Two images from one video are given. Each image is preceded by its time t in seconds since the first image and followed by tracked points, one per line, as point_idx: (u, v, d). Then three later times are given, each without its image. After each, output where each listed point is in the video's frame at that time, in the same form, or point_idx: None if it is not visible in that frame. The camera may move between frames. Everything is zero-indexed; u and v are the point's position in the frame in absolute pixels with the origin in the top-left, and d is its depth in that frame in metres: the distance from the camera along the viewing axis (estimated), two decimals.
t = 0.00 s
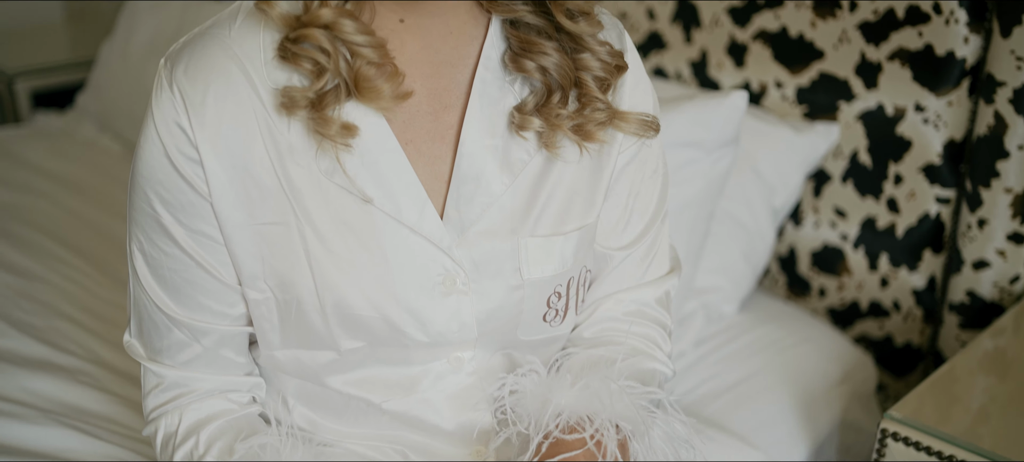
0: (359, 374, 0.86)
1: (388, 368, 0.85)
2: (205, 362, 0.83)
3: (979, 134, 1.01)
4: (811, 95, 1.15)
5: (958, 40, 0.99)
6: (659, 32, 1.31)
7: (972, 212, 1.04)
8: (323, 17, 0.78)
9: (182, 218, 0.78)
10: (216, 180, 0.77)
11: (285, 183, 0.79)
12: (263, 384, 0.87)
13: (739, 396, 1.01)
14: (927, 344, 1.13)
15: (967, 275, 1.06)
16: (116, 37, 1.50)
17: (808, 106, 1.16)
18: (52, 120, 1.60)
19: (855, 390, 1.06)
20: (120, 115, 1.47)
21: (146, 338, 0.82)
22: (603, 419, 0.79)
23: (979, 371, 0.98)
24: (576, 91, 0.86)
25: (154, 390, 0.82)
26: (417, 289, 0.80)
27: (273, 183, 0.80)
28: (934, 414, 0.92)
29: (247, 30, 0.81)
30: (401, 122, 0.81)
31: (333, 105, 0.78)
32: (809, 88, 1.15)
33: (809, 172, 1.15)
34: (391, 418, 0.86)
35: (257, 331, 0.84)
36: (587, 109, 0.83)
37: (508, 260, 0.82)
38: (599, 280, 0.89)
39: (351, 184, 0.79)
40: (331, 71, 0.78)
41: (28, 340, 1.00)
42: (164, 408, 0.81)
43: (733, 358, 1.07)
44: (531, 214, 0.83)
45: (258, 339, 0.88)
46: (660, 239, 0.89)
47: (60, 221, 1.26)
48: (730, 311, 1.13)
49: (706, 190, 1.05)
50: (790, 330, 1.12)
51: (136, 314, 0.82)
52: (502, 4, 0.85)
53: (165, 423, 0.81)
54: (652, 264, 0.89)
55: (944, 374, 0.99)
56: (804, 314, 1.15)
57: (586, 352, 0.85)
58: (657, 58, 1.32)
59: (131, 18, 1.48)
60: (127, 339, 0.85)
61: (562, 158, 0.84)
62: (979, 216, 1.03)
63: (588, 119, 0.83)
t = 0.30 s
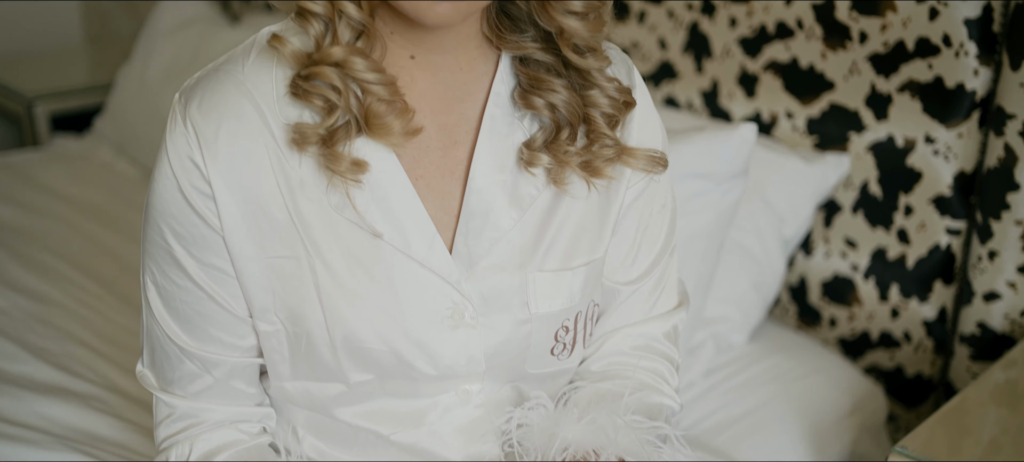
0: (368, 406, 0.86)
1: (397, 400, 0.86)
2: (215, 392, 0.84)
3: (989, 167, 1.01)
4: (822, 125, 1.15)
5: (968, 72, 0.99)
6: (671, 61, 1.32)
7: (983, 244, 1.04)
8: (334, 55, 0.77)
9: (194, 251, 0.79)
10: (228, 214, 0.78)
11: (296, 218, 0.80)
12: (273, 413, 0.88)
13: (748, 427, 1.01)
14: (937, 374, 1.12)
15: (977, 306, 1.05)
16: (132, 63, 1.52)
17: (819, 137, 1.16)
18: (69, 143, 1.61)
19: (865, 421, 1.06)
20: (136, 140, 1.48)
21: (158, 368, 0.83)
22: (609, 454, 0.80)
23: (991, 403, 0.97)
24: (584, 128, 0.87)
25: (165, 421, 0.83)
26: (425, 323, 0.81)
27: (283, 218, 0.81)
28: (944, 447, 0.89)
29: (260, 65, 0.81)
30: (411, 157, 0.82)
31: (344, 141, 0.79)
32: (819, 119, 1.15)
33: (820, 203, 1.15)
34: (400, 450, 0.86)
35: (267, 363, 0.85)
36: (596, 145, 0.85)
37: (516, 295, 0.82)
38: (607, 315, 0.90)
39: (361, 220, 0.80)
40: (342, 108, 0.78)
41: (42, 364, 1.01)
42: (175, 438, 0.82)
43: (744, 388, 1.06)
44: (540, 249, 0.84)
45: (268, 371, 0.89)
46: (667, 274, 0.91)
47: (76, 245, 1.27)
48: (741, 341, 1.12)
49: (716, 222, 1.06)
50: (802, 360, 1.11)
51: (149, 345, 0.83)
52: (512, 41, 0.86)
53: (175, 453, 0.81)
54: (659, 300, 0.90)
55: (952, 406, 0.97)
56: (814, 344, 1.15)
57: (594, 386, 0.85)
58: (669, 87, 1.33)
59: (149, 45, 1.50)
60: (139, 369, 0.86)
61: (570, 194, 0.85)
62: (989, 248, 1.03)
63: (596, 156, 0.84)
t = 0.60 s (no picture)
0: (382, 437, 0.87)
1: (410, 432, 0.86)
2: (231, 422, 0.85)
3: (1003, 199, 1.00)
4: (836, 156, 1.15)
5: (982, 104, 0.99)
6: (686, 90, 1.33)
7: (998, 275, 1.02)
8: (351, 90, 0.78)
9: (212, 283, 0.80)
10: (245, 248, 0.79)
11: (313, 251, 0.81)
12: (288, 443, 0.88)
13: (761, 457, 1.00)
14: (953, 406, 1.11)
15: (993, 339, 1.04)
16: (152, 88, 1.54)
17: (833, 167, 1.16)
18: (90, 166, 1.64)
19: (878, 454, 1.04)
20: (155, 164, 1.50)
21: (175, 398, 0.84)
22: None
23: (1006, 435, 0.96)
24: (598, 163, 0.87)
25: (181, 450, 0.83)
26: (439, 356, 0.81)
27: (300, 251, 0.81)
28: None
29: (278, 101, 0.82)
30: (426, 192, 0.83)
31: (361, 176, 0.79)
32: (833, 149, 1.16)
33: (834, 233, 1.15)
34: None
35: (283, 394, 0.86)
36: (610, 181, 0.85)
37: (529, 329, 0.83)
38: (620, 348, 0.90)
39: (376, 253, 0.80)
40: (359, 143, 0.79)
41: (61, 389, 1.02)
42: None
43: (757, 419, 1.06)
44: (554, 283, 0.84)
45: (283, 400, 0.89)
46: (681, 308, 0.91)
47: (95, 269, 1.29)
48: (754, 371, 1.13)
49: (729, 254, 1.06)
50: (815, 391, 1.11)
51: (166, 375, 0.84)
52: (527, 77, 0.87)
53: None
54: (671, 334, 0.90)
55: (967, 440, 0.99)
56: (828, 375, 1.14)
57: (606, 418, 0.87)
58: (684, 116, 1.34)
59: (169, 71, 1.52)
60: (156, 398, 0.86)
61: (584, 229, 0.85)
62: (1005, 279, 1.01)
63: (609, 191, 0.85)
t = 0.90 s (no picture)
0: None
1: None
2: (247, 453, 0.86)
3: (1017, 230, 0.99)
4: (849, 187, 1.15)
5: (996, 136, 0.99)
6: (700, 120, 1.32)
7: (1012, 308, 1.01)
8: (368, 126, 0.79)
9: (230, 316, 0.81)
10: (263, 281, 0.80)
11: (329, 285, 0.82)
12: None
13: None
14: (968, 438, 1.10)
15: (1007, 370, 1.03)
16: (172, 112, 1.57)
17: (847, 198, 1.17)
18: (109, 191, 1.65)
19: None
20: (173, 189, 1.52)
21: (192, 428, 0.85)
22: None
23: None
24: (613, 198, 0.88)
25: None
26: (454, 390, 0.82)
27: (317, 285, 0.82)
28: None
29: (296, 136, 0.83)
30: (442, 226, 0.83)
31: (378, 210, 0.80)
32: (847, 180, 1.16)
33: (848, 264, 1.15)
34: None
35: (298, 425, 0.86)
36: (624, 217, 0.86)
37: (543, 362, 0.83)
38: (634, 381, 0.91)
39: (393, 286, 0.81)
40: (376, 178, 0.80)
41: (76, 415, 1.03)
42: None
43: (770, 450, 1.06)
44: (568, 317, 0.85)
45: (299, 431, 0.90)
46: (695, 341, 0.92)
47: (112, 296, 1.30)
48: (767, 401, 1.13)
49: (742, 285, 1.06)
50: (828, 423, 1.10)
51: (182, 405, 0.85)
52: (543, 114, 0.88)
53: None
54: (685, 367, 0.91)
55: None
56: (842, 406, 1.14)
57: (619, 451, 0.87)
58: (698, 145, 1.34)
59: (189, 97, 1.55)
60: (173, 427, 0.87)
61: (598, 264, 0.86)
62: (1019, 312, 1.01)
63: (624, 227, 0.85)
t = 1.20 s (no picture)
0: None
1: None
2: None
3: None
4: (862, 217, 1.16)
5: (1008, 168, 1.00)
6: (714, 150, 1.33)
7: None
8: (385, 161, 0.80)
9: (248, 348, 0.82)
10: (280, 313, 0.81)
11: (345, 318, 0.83)
12: None
13: None
14: None
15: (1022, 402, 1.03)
16: (191, 136, 1.60)
17: (860, 227, 1.17)
18: (127, 215, 1.68)
19: None
20: (189, 213, 1.53)
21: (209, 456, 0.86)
22: None
23: None
24: (626, 232, 0.89)
25: None
26: (468, 422, 0.82)
27: (332, 316, 0.83)
28: None
29: (314, 171, 0.85)
30: (457, 259, 0.84)
31: (393, 243, 0.81)
32: (860, 211, 1.16)
33: (860, 294, 1.15)
34: None
35: (313, 454, 0.87)
36: (637, 251, 0.87)
37: (556, 395, 0.84)
38: (647, 413, 0.92)
39: (408, 320, 0.82)
40: (392, 212, 0.81)
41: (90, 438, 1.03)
42: None
43: None
44: (581, 351, 0.85)
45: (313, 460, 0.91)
46: (708, 374, 0.92)
47: (128, 320, 1.31)
48: (779, 431, 1.13)
49: (754, 315, 1.07)
50: (841, 453, 1.09)
51: (200, 434, 0.86)
52: (558, 148, 0.89)
53: None
54: (697, 400, 0.91)
55: None
56: (855, 437, 1.13)
57: None
58: (711, 175, 1.34)
59: (206, 123, 1.58)
60: (190, 455, 0.88)
61: (611, 298, 0.87)
62: None
63: (637, 261, 0.86)
